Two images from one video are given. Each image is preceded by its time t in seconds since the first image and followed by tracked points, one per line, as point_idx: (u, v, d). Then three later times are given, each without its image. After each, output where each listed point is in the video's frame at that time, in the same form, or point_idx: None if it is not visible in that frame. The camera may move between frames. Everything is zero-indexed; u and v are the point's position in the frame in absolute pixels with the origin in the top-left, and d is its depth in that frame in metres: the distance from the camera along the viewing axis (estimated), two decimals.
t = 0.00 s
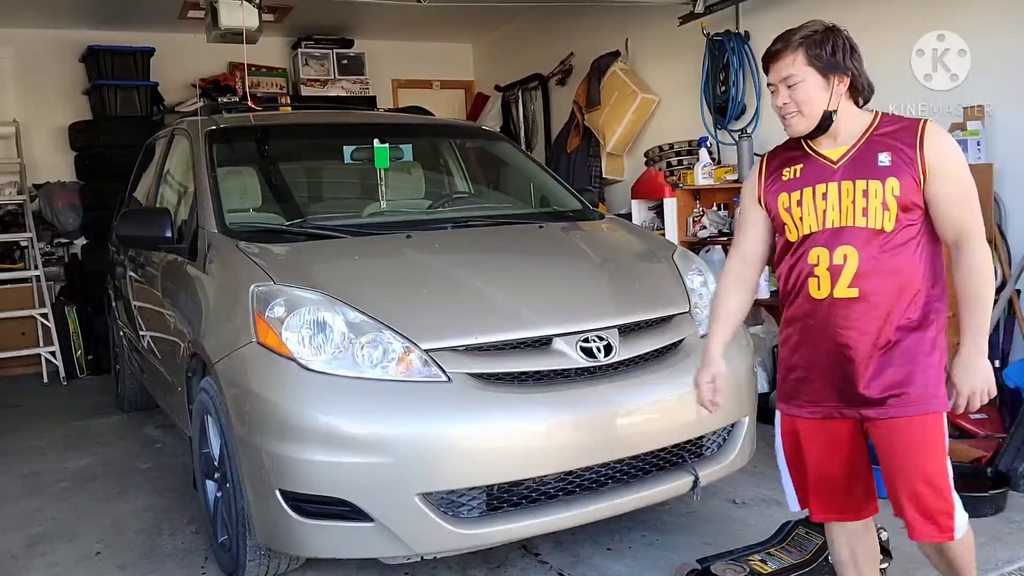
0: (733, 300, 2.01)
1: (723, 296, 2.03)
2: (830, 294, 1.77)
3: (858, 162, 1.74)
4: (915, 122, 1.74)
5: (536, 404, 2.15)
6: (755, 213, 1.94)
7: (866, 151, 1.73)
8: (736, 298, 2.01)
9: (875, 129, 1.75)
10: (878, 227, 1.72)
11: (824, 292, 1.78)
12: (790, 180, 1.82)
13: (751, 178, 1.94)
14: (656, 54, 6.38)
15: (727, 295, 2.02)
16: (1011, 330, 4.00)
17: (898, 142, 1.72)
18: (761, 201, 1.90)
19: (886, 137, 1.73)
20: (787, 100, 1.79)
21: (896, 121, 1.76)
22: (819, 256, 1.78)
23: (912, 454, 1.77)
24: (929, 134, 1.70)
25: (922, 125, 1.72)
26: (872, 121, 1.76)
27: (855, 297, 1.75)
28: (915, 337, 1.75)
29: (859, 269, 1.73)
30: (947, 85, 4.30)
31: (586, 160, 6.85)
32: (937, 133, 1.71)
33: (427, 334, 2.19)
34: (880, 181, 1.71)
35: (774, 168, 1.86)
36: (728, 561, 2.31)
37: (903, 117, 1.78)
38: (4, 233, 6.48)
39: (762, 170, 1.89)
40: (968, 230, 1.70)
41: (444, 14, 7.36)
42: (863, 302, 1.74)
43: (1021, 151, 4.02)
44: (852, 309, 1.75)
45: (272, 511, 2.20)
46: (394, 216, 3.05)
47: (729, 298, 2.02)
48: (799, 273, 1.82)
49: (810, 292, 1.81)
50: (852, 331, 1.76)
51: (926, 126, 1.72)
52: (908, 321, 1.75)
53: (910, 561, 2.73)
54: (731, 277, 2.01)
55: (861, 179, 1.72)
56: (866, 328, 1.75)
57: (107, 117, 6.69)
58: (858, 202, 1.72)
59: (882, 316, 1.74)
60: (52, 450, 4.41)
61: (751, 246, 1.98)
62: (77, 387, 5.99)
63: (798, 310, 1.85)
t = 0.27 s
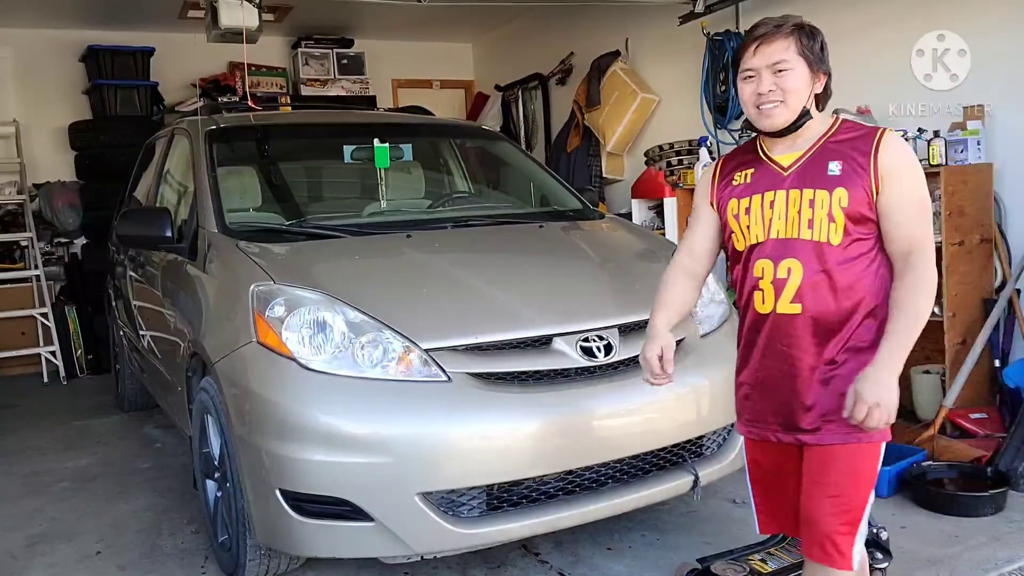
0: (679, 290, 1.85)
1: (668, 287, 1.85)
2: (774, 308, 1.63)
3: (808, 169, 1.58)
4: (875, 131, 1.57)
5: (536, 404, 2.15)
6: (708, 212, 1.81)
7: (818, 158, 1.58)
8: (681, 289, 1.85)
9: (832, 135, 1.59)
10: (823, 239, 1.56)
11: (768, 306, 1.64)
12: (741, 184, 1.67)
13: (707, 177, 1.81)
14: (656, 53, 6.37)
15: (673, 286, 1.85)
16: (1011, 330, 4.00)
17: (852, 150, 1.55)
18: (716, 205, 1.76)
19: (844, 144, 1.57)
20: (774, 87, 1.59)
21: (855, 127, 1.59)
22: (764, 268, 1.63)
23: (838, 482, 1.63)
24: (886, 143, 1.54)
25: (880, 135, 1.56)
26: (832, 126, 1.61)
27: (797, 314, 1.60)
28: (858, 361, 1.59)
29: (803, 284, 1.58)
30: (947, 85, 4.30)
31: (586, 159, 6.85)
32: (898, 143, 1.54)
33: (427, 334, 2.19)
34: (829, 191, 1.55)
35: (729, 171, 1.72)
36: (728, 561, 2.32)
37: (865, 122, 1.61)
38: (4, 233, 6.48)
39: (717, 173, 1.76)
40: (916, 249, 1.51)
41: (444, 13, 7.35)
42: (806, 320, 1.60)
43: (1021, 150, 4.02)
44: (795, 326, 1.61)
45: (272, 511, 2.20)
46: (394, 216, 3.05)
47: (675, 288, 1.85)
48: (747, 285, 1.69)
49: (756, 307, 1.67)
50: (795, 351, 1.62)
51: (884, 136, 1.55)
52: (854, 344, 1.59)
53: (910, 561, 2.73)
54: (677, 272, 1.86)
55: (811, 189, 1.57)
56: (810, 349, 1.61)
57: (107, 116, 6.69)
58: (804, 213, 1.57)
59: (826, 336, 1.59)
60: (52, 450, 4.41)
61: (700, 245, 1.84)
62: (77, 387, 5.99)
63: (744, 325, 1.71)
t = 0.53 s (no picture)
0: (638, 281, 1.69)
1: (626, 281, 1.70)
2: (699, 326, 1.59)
3: (744, 184, 1.52)
4: (822, 144, 1.49)
5: (536, 404, 2.15)
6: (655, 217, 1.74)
7: (752, 172, 1.51)
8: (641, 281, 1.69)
9: (776, 147, 1.52)
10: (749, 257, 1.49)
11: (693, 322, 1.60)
12: (681, 193, 1.62)
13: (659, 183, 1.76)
14: (657, 53, 6.37)
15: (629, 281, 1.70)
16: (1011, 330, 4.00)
17: (791, 164, 1.48)
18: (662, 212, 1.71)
19: (783, 157, 1.50)
20: (729, 87, 1.52)
21: (803, 140, 1.51)
22: (690, 283, 1.59)
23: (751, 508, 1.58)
24: (829, 156, 1.45)
25: (827, 148, 1.47)
26: (780, 136, 1.54)
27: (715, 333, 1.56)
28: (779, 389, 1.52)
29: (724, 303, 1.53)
30: (947, 85, 4.30)
31: (586, 160, 6.85)
32: (844, 159, 1.45)
33: (427, 334, 2.19)
34: (758, 206, 1.48)
35: (676, 177, 1.67)
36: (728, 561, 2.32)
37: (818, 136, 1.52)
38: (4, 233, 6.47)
39: (666, 179, 1.71)
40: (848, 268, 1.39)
41: (444, 13, 7.35)
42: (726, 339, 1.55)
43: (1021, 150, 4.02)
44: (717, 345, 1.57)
45: (273, 511, 2.20)
46: (394, 216, 3.05)
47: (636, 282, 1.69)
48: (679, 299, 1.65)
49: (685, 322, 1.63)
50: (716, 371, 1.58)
51: (830, 150, 1.46)
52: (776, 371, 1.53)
53: (910, 561, 2.73)
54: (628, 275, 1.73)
55: (740, 203, 1.51)
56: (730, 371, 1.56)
57: (107, 116, 6.68)
58: (732, 227, 1.51)
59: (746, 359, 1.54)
60: (52, 450, 4.41)
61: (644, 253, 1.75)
62: (77, 387, 5.99)
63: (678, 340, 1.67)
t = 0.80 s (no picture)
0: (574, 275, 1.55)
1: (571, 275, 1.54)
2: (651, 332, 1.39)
3: (693, 169, 1.36)
4: (771, 122, 1.35)
5: (536, 404, 2.15)
6: (593, 210, 1.55)
7: (702, 156, 1.36)
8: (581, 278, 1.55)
9: (722, 130, 1.37)
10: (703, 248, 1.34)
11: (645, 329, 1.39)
12: (623, 183, 1.45)
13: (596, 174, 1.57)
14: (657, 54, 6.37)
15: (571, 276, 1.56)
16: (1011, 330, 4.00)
17: (740, 146, 1.33)
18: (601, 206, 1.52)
19: (730, 139, 1.35)
20: (668, 66, 1.37)
21: (750, 121, 1.37)
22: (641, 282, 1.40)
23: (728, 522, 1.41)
24: (779, 136, 1.31)
25: (777, 126, 1.33)
26: (728, 118, 1.39)
27: (677, 338, 1.36)
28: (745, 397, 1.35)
29: (682, 303, 1.35)
30: (947, 85, 4.30)
31: (586, 160, 6.85)
32: (795, 138, 1.31)
33: (428, 334, 2.19)
34: (710, 192, 1.33)
35: (615, 168, 1.49)
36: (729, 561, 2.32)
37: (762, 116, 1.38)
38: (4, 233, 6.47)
39: (605, 169, 1.53)
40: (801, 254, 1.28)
41: (444, 13, 7.35)
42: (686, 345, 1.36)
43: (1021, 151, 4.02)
44: (673, 352, 1.37)
45: (272, 511, 2.20)
46: (394, 216, 3.06)
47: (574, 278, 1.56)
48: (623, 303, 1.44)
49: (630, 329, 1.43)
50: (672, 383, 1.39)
51: (780, 128, 1.33)
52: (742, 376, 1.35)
53: (910, 561, 2.73)
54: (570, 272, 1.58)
55: (694, 189, 1.35)
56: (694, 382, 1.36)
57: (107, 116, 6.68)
58: (684, 217, 1.35)
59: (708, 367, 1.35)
60: (52, 450, 4.41)
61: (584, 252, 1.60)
62: (77, 387, 5.99)
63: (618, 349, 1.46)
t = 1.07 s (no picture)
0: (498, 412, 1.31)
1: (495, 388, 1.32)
2: (594, 366, 1.18)
3: (634, 182, 1.16)
4: (715, 134, 1.17)
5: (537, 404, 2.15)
6: (517, 240, 1.29)
7: (645, 166, 1.17)
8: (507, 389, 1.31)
9: (660, 140, 1.19)
10: (651, 271, 1.14)
11: (586, 363, 1.18)
12: (552, 200, 1.22)
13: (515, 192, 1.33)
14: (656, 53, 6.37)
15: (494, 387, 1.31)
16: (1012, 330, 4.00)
17: (687, 157, 1.15)
18: (522, 232, 1.28)
19: (674, 151, 1.17)
20: (598, 73, 1.19)
21: (689, 130, 1.19)
22: (580, 308, 1.18)
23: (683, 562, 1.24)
24: (726, 149, 1.14)
25: (722, 139, 1.16)
26: (666, 129, 1.20)
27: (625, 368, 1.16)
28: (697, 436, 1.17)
29: (632, 332, 1.15)
30: (947, 85, 4.29)
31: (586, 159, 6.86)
32: (741, 151, 1.15)
33: (428, 334, 2.20)
34: (659, 208, 1.13)
35: (540, 182, 1.27)
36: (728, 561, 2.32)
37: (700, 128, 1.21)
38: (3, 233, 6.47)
39: (524, 189, 1.29)
40: (744, 279, 1.12)
41: (444, 13, 7.35)
42: (636, 381, 1.16)
43: (1022, 151, 4.01)
44: (621, 390, 1.17)
45: (272, 511, 2.20)
46: (393, 216, 3.06)
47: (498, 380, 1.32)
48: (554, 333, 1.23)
49: (564, 363, 1.21)
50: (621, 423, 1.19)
51: (724, 142, 1.15)
52: (697, 411, 1.17)
53: (910, 561, 2.73)
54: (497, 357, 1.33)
55: (638, 205, 1.15)
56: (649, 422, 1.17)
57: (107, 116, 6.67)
58: (628, 236, 1.15)
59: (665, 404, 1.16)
60: (52, 450, 4.40)
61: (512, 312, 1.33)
62: (77, 387, 6.00)
63: (551, 383, 1.25)
